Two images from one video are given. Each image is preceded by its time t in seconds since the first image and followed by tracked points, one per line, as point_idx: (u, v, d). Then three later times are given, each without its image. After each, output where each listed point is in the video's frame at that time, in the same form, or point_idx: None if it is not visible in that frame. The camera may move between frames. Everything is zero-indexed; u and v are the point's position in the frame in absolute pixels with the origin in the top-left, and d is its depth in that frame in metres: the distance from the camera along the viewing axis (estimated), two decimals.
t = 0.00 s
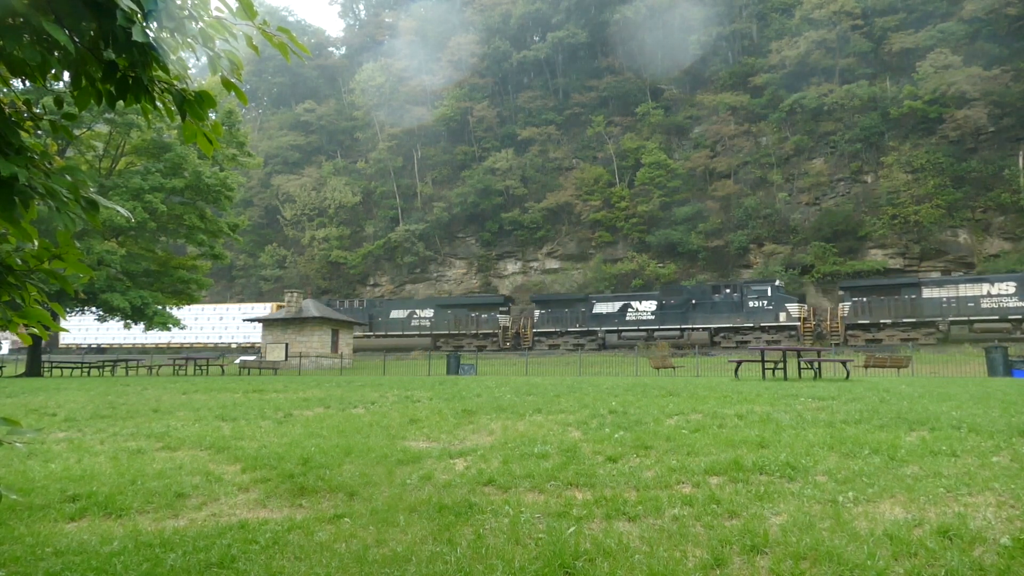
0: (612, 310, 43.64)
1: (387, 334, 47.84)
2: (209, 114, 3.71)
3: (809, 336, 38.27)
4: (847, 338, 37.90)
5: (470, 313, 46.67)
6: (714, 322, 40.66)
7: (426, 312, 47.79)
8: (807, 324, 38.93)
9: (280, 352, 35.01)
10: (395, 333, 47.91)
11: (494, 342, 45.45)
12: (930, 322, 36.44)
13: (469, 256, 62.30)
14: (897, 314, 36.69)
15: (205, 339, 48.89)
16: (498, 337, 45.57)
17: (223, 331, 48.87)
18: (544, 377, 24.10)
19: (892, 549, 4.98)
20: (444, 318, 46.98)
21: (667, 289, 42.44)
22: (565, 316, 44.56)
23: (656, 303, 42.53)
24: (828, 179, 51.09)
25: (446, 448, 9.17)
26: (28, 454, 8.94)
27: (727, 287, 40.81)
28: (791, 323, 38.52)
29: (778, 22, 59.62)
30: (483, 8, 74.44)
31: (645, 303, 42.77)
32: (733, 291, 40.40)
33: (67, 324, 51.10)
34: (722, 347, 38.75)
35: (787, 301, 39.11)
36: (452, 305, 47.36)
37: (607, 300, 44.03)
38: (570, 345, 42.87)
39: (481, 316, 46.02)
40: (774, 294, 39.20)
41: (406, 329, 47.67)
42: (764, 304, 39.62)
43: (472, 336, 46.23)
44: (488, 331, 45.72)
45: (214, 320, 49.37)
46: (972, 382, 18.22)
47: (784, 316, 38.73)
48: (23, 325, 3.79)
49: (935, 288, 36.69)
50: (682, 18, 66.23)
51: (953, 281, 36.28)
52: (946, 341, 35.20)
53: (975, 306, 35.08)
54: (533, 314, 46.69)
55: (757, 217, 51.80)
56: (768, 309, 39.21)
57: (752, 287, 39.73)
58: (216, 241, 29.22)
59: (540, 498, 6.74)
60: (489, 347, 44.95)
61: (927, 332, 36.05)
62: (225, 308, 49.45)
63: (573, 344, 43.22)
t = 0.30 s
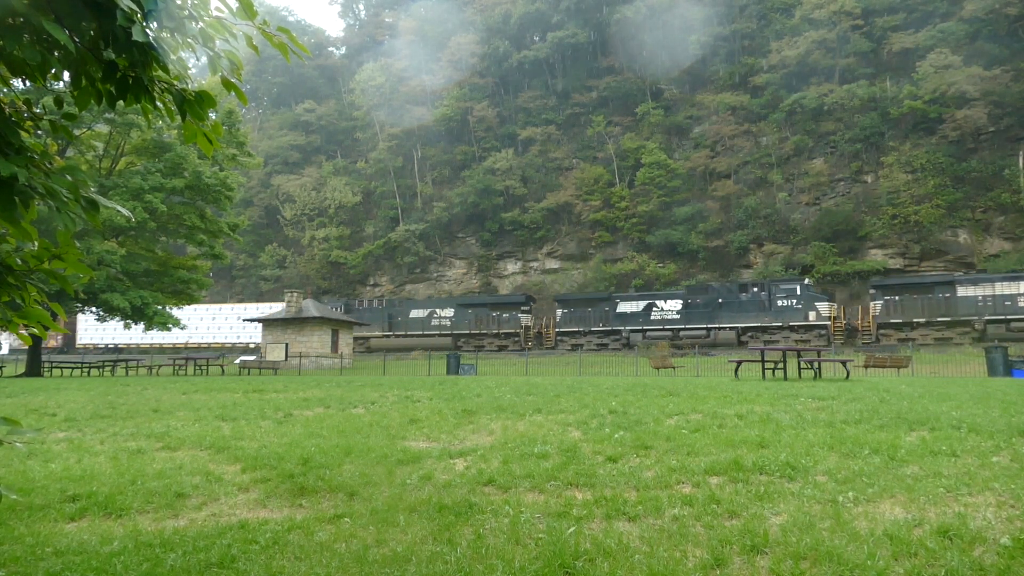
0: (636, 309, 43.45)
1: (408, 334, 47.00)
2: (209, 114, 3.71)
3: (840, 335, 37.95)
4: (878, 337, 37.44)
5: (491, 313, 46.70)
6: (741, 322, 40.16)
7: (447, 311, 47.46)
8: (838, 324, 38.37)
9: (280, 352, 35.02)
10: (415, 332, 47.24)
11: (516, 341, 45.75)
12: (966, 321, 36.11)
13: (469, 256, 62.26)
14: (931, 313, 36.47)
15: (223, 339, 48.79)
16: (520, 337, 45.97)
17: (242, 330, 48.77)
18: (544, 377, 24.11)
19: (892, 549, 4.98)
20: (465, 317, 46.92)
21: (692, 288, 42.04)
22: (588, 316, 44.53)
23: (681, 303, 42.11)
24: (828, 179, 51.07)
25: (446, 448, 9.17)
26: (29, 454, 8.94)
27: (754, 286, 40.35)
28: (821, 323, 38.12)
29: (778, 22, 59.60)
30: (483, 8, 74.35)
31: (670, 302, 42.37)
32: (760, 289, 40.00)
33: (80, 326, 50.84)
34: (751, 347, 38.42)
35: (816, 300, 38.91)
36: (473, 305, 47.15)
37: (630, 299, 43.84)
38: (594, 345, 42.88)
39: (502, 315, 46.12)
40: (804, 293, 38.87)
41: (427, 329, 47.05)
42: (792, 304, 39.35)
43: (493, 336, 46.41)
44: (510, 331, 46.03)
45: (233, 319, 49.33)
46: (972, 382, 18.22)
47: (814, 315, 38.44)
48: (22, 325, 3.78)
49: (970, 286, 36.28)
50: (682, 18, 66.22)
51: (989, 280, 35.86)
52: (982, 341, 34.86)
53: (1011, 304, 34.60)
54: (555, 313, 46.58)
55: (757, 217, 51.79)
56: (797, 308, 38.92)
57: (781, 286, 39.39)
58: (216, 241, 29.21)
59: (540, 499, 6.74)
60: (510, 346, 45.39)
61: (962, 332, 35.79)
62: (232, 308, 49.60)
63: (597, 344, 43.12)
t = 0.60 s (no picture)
0: (661, 308, 42.76)
1: (428, 334, 46.73)
2: (209, 114, 3.71)
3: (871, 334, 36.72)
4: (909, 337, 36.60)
5: (513, 313, 46.21)
6: (769, 321, 39.37)
7: (467, 311, 47.34)
8: (869, 322, 37.35)
9: (280, 352, 35.03)
10: (434, 332, 46.98)
11: (539, 341, 44.84)
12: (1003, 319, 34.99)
13: (469, 256, 62.21)
14: (966, 312, 35.55)
15: (240, 338, 48.45)
16: (542, 337, 45.09)
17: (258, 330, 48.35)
18: (544, 377, 24.12)
19: (892, 549, 4.98)
20: (486, 317, 46.35)
21: (719, 287, 41.57)
22: (612, 314, 44.08)
23: (708, 301, 41.54)
24: (828, 179, 51.06)
25: (446, 448, 9.17)
26: (28, 454, 8.94)
27: (783, 285, 39.63)
28: (852, 322, 37.18)
29: (778, 22, 59.61)
30: (483, 8, 74.37)
31: (697, 300, 41.75)
32: (789, 288, 39.33)
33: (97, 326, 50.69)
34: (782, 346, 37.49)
35: (847, 299, 38.06)
36: (494, 304, 46.86)
37: (656, 298, 43.25)
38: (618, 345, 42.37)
39: (525, 315, 45.42)
40: (834, 292, 38.18)
41: (447, 328, 46.90)
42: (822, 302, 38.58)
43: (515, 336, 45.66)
44: (532, 330, 45.12)
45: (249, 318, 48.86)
46: (971, 382, 18.22)
47: (845, 314, 37.56)
48: (23, 325, 3.78)
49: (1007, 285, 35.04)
50: (682, 18, 66.22)
51: None
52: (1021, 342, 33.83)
53: None
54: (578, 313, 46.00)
55: (757, 217, 51.77)
56: (827, 307, 38.17)
57: (810, 284, 38.64)
58: (216, 241, 29.21)
59: (540, 498, 6.74)
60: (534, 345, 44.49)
61: (999, 332, 34.77)
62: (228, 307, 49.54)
63: (621, 343, 42.76)
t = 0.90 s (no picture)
0: (687, 307, 41.98)
1: (448, 333, 46.36)
2: (209, 115, 3.71)
3: (903, 332, 37.11)
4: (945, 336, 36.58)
5: (534, 312, 45.44)
6: (798, 320, 38.24)
7: (488, 310, 46.79)
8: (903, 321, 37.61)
9: (280, 352, 35.02)
10: (455, 332, 46.65)
11: (561, 340, 44.12)
12: None
13: (469, 256, 62.18)
14: (1002, 310, 34.78)
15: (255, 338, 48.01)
16: (565, 336, 44.36)
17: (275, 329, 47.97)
18: (544, 377, 24.14)
19: (892, 549, 4.98)
20: (507, 316, 45.80)
21: (746, 286, 40.56)
22: (637, 314, 43.38)
23: (735, 300, 40.54)
24: (828, 179, 51.06)
25: (446, 448, 9.17)
26: (28, 454, 8.93)
27: (813, 284, 38.54)
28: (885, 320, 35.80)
29: (778, 22, 59.63)
30: (484, 8, 74.40)
31: (723, 299, 40.80)
32: (819, 286, 38.15)
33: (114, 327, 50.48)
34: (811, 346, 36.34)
35: (880, 297, 36.55)
36: (515, 303, 46.43)
37: (681, 297, 42.39)
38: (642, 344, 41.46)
39: (547, 314, 44.73)
40: (866, 291, 36.77)
41: (468, 327, 46.43)
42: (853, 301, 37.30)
43: (537, 335, 44.93)
44: (554, 330, 44.35)
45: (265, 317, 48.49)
46: (971, 382, 18.22)
47: (877, 313, 36.13)
48: (23, 325, 3.78)
49: None
50: (682, 18, 66.26)
51: None
52: None
53: None
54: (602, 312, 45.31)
55: (757, 217, 51.77)
56: (859, 305, 36.81)
57: (840, 283, 37.48)
58: (216, 241, 29.22)
59: (540, 498, 6.74)
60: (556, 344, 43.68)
61: None
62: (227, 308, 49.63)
63: (645, 342, 41.96)
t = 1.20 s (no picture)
0: (713, 306, 40.92)
1: (469, 333, 45.73)
2: (209, 114, 3.71)
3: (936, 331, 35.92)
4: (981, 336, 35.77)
5: (556, 312, 44.87)
6: (829, 319, 37.56)
7: (510, 309, 46.07)
8: (936, 319, 37.28)
9: (280, 352, 34.97)
10: (476, 332, 45.97)
11: (584, 340, 43.92)
12: None
13: (469, 256, 62.15)
14: None
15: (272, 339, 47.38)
16: (588, 336, 44.13)
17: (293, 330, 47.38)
18: (544, 377, 24.15)
19: (892, 549, 4.98)
20: (529, 315, 45.27)
21: (774, 284, 39.60)
22: (662, 313, 42.37)
23: (763, 299, 39.67)
24: (829, 179, 51.04)
25: (446, 448, 9.17)
26: (29, 454, 8.93)
27: (843, 282, 37.62)
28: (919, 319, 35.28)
29: (778, 22, 59.61)
30: (483, 8, 74.39)
31: (751, 298, 39.96)
32: (849, 285, 37.32)
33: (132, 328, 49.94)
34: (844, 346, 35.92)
35: (913, 295, 35.80)
36: (538, 303, 45.53)
37: (707, 296, 41.39)
38: (666, 343, 40.62)
39: (570, 313, 44.28)
40: (899, 289, 35.96)
41: (489, 328, 45.77)
42: (885, 299, 36.57)
43: (560, 335, 44.56)
44: (577, 329, 44.04)
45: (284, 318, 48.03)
46: (971, 382, 18.22)
47: (910, 312, 35.54)
48: (23, 325, 3.78)
49: None
50: (682, 17, 66.26)
51: None
52: None
53: None
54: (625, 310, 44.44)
55: (757, 217, 51.74)
56: (892, 304, 36.14)
57: (872, 281, 36.62)
58: (216, 241, 29.24)
59: (540, 498, 6.74)
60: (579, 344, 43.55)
61: None
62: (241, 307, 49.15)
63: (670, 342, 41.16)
